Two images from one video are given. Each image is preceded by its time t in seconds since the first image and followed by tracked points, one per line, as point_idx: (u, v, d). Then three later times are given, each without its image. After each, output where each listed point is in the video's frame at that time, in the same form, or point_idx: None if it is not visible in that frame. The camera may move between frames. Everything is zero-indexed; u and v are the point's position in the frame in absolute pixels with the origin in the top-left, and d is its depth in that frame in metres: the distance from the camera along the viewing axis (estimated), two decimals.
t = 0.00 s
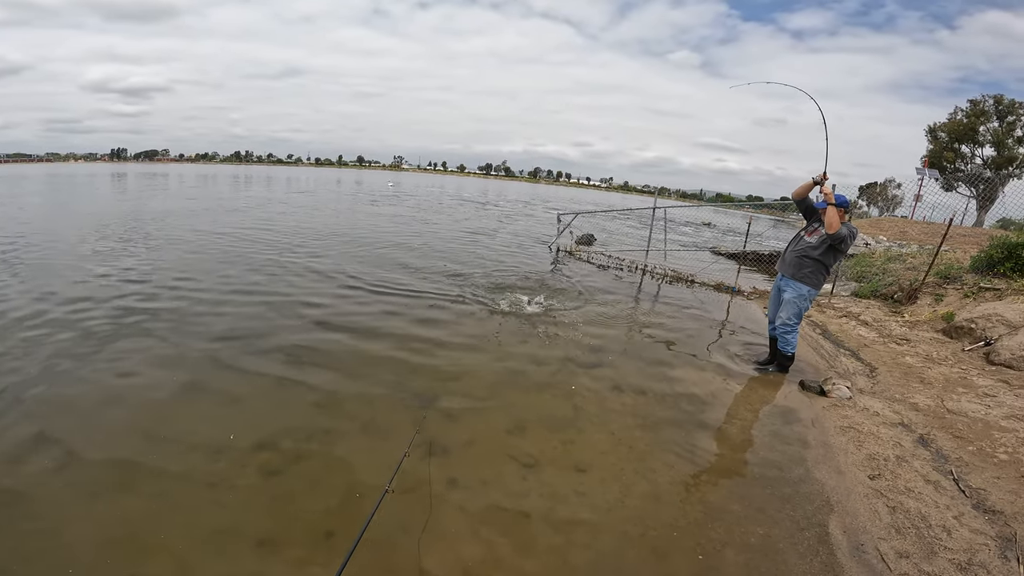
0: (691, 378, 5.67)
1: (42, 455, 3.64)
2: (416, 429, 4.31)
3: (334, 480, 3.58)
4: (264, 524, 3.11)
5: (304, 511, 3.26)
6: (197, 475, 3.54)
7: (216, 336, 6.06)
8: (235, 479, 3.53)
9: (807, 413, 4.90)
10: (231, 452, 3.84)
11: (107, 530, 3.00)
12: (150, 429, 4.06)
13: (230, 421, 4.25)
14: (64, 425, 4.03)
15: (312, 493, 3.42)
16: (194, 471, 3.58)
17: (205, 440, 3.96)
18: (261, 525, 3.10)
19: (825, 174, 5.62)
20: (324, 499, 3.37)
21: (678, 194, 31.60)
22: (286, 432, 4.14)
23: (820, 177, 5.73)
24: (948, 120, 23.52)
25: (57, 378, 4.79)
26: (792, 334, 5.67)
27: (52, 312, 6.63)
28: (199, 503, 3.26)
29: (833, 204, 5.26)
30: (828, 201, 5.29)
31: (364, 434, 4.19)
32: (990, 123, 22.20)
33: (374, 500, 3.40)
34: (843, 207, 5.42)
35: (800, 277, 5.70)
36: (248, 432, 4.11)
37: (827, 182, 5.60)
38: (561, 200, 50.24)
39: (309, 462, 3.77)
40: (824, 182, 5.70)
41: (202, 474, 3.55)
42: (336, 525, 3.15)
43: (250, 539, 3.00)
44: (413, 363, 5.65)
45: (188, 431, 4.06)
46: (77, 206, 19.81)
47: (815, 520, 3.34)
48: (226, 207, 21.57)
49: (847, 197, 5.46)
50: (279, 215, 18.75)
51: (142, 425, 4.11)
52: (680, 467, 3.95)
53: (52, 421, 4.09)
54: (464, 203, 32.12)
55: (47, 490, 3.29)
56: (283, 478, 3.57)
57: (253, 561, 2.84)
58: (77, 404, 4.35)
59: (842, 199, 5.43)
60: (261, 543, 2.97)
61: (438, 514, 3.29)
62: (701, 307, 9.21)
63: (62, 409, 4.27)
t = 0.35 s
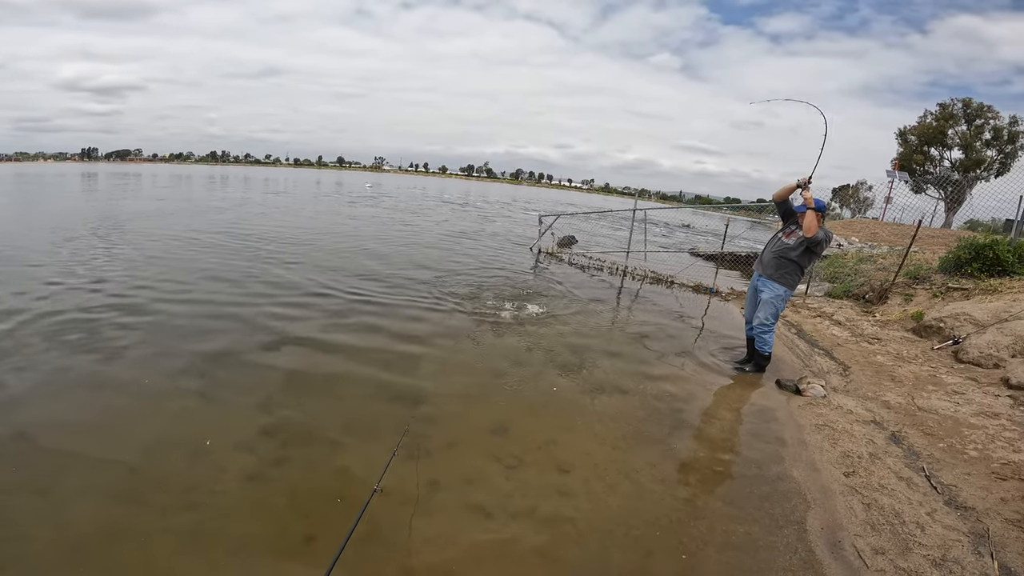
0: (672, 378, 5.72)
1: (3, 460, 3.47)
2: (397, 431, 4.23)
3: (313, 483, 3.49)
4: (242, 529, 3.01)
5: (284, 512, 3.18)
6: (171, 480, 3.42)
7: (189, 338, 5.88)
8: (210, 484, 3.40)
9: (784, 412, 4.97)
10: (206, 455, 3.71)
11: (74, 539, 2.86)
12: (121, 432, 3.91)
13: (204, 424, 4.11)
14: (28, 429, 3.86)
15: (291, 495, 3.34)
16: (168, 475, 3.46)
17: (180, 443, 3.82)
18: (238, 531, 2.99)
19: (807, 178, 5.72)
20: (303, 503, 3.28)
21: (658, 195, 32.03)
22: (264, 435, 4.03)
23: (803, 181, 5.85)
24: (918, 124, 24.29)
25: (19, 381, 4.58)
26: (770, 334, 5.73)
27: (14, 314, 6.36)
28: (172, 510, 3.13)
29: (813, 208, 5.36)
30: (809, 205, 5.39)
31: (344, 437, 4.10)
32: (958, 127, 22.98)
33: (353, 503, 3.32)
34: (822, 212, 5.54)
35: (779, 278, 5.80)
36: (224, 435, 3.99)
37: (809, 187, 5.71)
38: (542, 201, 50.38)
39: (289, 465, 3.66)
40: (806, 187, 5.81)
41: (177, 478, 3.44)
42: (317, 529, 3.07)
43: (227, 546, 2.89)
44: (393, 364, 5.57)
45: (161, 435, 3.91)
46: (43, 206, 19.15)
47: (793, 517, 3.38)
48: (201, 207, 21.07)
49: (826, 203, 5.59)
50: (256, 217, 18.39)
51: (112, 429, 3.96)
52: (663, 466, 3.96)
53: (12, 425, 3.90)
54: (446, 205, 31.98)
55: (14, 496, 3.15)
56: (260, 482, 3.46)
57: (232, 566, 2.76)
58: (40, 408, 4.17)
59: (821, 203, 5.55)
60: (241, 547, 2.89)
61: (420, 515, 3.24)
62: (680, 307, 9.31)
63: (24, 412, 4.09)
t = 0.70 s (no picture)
0: (648, 375, 5.76)
1: None
2: (372, 433, 4.14)
3: (285, 486, 3.38)
4: (210, 537, 2.90)
5: (255, 517, 3.07)
6: (135, 487, 3.27)
7: (153, 340, 5.65)
8: (176, 491, 3.26)
9: (757, 408, 5.04)
10: (172, 461, 3.56)
11: (31, 554, 2.71)
12: (79, 439, 3.73)
13: (169, 429, 3.94)
14: None
15: (262, 500, 3.23)
16: (131, 483, 3.30)
17: (143, 449, 3.66)
18: (208, 539, 2.88)
19: (781, 180, 5.82)
20: (275, 507, 3.17)
21: (636, 194, 32.32)
22: (233, 438, 3.89)
23: (777, 182, 5.94)
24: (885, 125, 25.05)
25: None
26: (745, 330, 5.80)
27: None
28: (138, 519, 3.00)
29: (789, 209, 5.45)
30: (785, 206, 5.47)
31: (317, 438, 3.98)
32: (925, 128, 23.77)
33: (327, 507, 3.23)
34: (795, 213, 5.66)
35: (754, 276, 5.88)
36: (190, 439, 3.83)
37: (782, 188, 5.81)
38: (522, 200, 50.41)
39: (261, 469, 3.54)
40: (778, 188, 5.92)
41: (141, 486, 3.29)
42: (290, 533, 2.98)
43: (197, 554, 2.78)
44: (368, 365, 5.46)
45: (124, 441, 3.74)
46: None
47: (768, 513, 3.41)
48: (168, 206, 20.38)
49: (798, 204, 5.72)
50: (227, 216, 17.89)
51: (69, 435, 3.77)
52: (641, 463, 3.97)
53: None
54: (424, 203, 31.68)
55: None
56: (231, 487, 3.33)
57: None
58: None
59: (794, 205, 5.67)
60: (210, 555, 2.78)
61: (395, 518, 3.16)
62: (657, 305, 9.40)
63: None
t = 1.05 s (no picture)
0: (633, 371, 5.80)
1: None
2: (357, 430, 4.09)
3: (268, 485, 3.32)
4: (191, 537, 2.83)
5: (238, 517, 3.01)
6: (113, 487, 3.18)
7: (130, 340, 5.52)
8: (156, 491, 3.18)
9: (739, 403, 5.10)
10: (150, 461, 3.47)
11: (4, 555, 2.62)
12: (52, 439, 3.61)
13: (147, 428, 3.85)
14: None
15: (245, 498, 3.17)
16: (108, 483, 3.21)
17: (121, 449, 3.56)
18: (189, 540, 2.81)
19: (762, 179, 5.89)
20: (258, 506, 3.12)
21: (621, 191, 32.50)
22: (214, 437, 3.81)
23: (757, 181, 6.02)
24: (864, 123, 25.53)
25: None
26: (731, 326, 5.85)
27: None
28: (117, 518, 2.93)
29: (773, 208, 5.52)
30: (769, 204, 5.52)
31: (300, 436, 3.93)
32: (902, 126, 24.26)
33: (311, 505, 3.17)
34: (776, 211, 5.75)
35: (737, 272, 5.95)
36: (169, 438, 3.75)
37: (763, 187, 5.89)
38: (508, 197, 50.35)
39: (243, 469, 3.46)
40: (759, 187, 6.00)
41: (118, 486, 3.20)
42: (274, 531, 2.93)
43: (179, 555, 2.72)
44: (352, 363, 5.40)
45: (99, 442, 3.61)
46: None
47: (751, 508, 3.45)
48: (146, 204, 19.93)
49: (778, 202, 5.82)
50: (207, 214, 17.56)
51: (42, 435, 3.65)
52: (626, 458, 3.99)
53: None
54: (409, 201, 31.45)
55: None
56: (212, 488, 3.25)
57: None
58: None
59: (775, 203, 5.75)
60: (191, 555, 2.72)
61: (380, 517, 3.11)
62: (642, 301, 9.46)
63: None
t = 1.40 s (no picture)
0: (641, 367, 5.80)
1: None
2: (366, 428, 4.12)
3: (280, 482, 3.36)
4: (205, 534, 2.88)
5: (250, 514, 3.06)
6: (128, 485, 3.24)
7: (143, 337, 5.59)
8: (170, 489, 3.23)
9: (748, 400, 5.09)
10: (164, 458, 3.52)
11: (29, 549, 2.70)
12: (69, 437, 3.67)
13: (161, 426, 3.91)
14: None
15: (257, 495, 3.22)
16: (123, 481, 3.27)
17: (136, 447, 3.62)
18: (203, 536, 2.87)
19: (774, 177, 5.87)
20: (269, 503, 3.16)
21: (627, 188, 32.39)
22: (226, 434, 3.86)
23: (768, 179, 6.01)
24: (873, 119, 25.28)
25: None
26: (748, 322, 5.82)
27: None
28: (134, 515, 2.98)
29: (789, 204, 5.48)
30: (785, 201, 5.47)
31: (311, 434, 3.97)
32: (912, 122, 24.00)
33: (321, 503, 3.21)
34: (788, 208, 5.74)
35: (751, 269, 5.93)
36: (183, 435, 3.81)
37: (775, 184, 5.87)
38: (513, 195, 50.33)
39: (254, 466, 3.50)
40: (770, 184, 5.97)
41: (133, 483, 3.25)
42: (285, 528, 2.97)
43: (193, 550, 2.77)
44: (361, 360, 5.43)
45: (114, 440, 3.67)
46: None
47: (761, 505, 3.45)
48: (154, 203, 20.07)
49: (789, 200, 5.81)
50: (215, 212, 17.69)
51: (59, 433, 3.72)
52: (634, 456, 4.00)
53: None
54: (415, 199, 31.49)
55: None
56: (225, 484, 3.30)
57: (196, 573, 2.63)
58: None
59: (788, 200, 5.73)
60: (204, 551, 2.76)
61: (391, 515, 3.14)
62: (649, 298, 9.44)
63: None
